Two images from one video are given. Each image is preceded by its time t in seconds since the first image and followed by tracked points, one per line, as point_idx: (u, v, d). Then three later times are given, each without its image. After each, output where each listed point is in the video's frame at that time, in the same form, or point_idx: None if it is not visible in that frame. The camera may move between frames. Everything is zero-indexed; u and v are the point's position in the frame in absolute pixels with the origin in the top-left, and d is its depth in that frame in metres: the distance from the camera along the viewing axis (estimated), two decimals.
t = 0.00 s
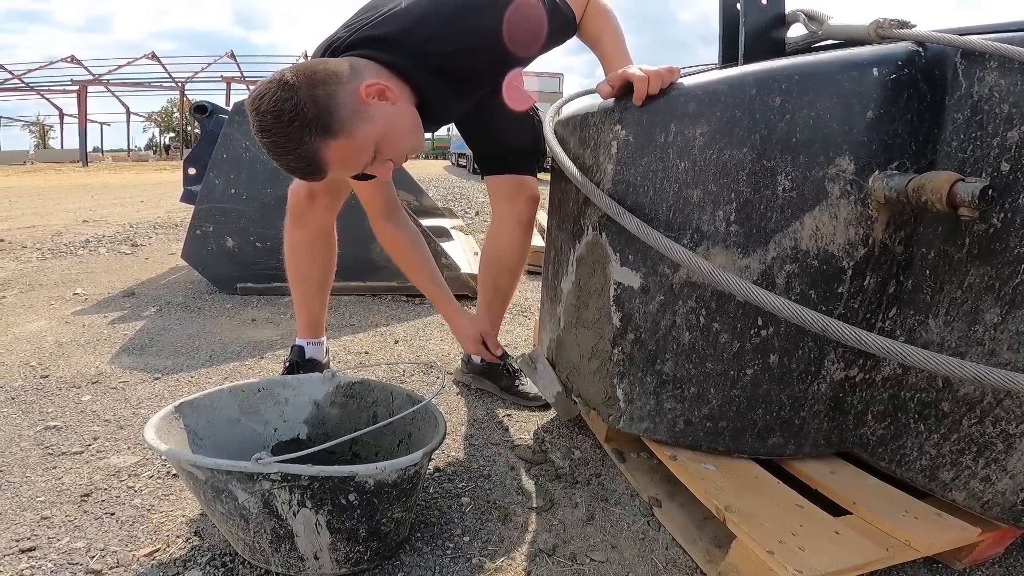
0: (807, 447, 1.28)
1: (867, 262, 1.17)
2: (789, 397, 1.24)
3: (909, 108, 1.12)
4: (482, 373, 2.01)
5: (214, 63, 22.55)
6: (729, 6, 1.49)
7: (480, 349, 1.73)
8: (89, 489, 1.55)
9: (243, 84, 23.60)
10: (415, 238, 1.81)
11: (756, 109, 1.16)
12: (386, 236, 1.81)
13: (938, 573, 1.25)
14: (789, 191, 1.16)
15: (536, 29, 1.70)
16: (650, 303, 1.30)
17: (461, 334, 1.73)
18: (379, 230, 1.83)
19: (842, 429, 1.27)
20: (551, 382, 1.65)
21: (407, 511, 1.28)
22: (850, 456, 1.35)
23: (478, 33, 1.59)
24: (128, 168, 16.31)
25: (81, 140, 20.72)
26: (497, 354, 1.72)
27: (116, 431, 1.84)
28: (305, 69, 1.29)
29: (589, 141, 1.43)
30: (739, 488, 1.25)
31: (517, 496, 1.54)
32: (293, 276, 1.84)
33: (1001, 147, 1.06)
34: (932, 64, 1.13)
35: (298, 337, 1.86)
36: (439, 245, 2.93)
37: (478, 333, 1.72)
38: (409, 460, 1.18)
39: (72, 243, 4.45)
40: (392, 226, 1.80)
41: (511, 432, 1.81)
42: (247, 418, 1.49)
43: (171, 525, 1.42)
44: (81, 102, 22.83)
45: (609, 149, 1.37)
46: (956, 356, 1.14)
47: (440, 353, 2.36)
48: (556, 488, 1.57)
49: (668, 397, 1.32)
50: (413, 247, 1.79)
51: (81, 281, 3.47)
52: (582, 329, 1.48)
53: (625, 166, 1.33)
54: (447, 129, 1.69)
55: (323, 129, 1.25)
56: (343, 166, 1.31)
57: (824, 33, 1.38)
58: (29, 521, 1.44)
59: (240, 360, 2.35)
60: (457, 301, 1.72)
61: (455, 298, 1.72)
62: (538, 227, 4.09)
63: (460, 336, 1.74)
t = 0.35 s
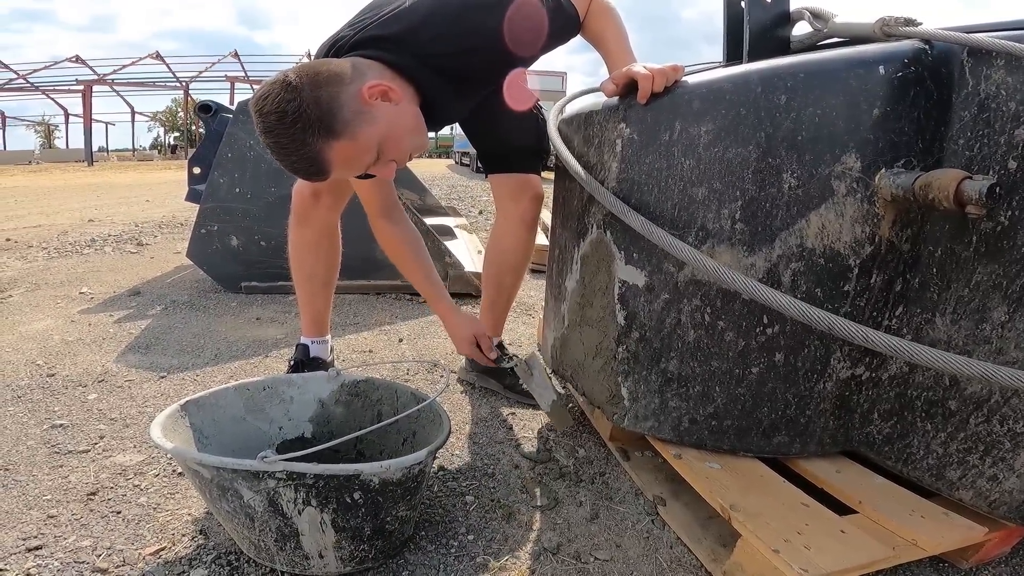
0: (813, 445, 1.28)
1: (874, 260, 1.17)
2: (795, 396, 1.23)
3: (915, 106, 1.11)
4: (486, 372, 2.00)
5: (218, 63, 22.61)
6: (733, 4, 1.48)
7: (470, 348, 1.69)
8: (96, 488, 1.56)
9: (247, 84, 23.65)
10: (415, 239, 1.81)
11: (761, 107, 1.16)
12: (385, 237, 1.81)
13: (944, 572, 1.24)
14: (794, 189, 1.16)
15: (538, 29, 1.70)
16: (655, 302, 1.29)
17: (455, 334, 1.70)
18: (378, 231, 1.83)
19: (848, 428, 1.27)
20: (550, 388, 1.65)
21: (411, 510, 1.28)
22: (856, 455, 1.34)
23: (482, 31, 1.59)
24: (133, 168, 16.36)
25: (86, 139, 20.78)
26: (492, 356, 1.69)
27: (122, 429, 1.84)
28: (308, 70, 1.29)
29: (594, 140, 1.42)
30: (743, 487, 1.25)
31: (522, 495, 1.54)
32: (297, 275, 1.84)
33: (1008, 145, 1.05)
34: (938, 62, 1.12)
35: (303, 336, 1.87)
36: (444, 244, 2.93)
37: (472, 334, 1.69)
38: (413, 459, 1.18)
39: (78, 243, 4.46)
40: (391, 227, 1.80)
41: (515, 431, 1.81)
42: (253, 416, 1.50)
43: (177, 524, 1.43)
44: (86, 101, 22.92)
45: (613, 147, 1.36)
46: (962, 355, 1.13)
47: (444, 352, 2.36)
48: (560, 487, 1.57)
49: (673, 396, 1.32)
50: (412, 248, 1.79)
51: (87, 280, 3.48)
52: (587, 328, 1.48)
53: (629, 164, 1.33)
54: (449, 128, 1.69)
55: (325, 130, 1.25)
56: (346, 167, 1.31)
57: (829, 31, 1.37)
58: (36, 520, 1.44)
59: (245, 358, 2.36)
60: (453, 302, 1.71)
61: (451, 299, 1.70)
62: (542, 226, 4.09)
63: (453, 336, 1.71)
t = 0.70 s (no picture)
0: (814, 445, 1.27)
1: (877, 260, 1.16)
2: (797, 395, 1.23)
3: (918, 106, 1.11)
4: (488, 372, 1.99)
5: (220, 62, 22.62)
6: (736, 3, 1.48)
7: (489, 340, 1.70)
8: (96, 486, 1.56)
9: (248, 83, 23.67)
10: (423, 236, 1.81)
11: (764, 106, 1.16)
12: (394, 234, 1.81)
13: (946, 572, 1.24)
14: (797, 188, 1.15)
15: (539, 29, 1.70)
16: (657, 301, 1.29)
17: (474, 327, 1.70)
18: (386, 229, 1.82)
19: (850, 428, 1.27)
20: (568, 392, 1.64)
21: (412, 509, 1.28)
22: (858, 455, 1.34)
23: (484, 29, 1.58)
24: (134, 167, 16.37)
25: (87, 138, 20.79)
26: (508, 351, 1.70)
27: (122, 428, 1.84)
28: (308, 64, 1.29)
29: (596, 138, 1.42)
30: (745, 487, 1.25)
31: (522, 494, 1.53)
32: (299, 272, 1.84)
33: (1012, 144, 1.05)
34: (942, 61, 1.12)
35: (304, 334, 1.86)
36: (445, 242, 2.93)
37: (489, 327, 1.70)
38: (414, 458, 1.17)
39: (78, 241, 4.46)
40: (401, 223, 1.80)
41: (515, 430, 1.81)
42: (253, 414, 1.49)
43: (177, 522, 1.43)
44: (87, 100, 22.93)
45: (615, 146, 1.36)
46: (965, 354, 1.13)
47: (445, 351, 2.36)
48: (561, 486, 1.57)
49: (674, 395, 1.32)
50: (421, 243, 1.79)
51: (88, 279, 3.49)
52: (588, 327, 1.47)
53: (631, 162, 1.32)
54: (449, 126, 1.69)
55: (324, 124, 1.25)
56: (346, 162, 1.30)
57: (832, 30, 1.37)
58: (36, 518, 1.44)
59: (246, 357, 2.36)
60: (468, 295, 1.70)
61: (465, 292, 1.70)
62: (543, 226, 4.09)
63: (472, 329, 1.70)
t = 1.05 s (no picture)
0: (817, 447, 1.27)
1: (881, 262, 1.16)
2: (800, 396, 1.23)
3: (922, 108, 1.11)
4: (490, 373, 2.00)
5: (222, 62, 22.66)
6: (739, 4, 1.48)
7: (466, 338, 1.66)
8: (99, 487, 1.56)
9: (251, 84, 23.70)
10: (409, 236, 1.81)
11: (767, 108, 1.15)
12: (379, 233, 1.81)
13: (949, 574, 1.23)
14: (801, 190, 1.15)
15: (539, 29, 1.69)
16: (659, 302, 1.29)
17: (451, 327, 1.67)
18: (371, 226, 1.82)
19: (853, 430, 1.26)
20: (541, 368, 1.75)
21: (414, 510, 1.28)
22: (861, 457, 1.34)
23: (488, 30, 1.58)
24: (137, 167, 16.41)
25: (90, 138, 20.82)
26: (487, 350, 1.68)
27: (125, 428, 1.84)
28: (315, 62, 1.30)
29: (598, 140, 1.42)
30: (748, 488, 1.24)
31: (525, 495, 1.53)
32: (303, 272, 1.84)
33: (1016, 145, 1.05)
34: (946, 63, 1.12)
35: (307, 334, 1.86)
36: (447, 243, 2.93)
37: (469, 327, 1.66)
38: (417, 459, 1.17)
39: (81, 242, 4.47)
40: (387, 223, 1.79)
41: (518, 431, 1.81)
42: (256, 415, 1.50)
43: (179, 523, 1.43)
44: (90, 101, 22.99)
45: (618, 147, 1.36)
46: (969, 357, 1.12)
47: (448, 352, 2.36)
48: (563, 487, 1.57)
49: (677, 397, 1.31)
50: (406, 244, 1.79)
51: (91, 279, 3.49)
52: (591, 328, 1.47)
53: (634, 164, 1.32)
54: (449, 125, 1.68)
55: (329, 121, 1.25)
56: (351, 160, 1.31)
57: (836, 31, 1.37)
58: (39, 518, 1.44)
59: (248, 357, 2.36)
60: (448, 298, 1.69)
61: (446, 294, 1.69)
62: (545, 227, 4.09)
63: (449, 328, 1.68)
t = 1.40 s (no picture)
0: (804, 448, 1.29)
1: (867, 264, 1.18)
2: (787, 397, 1.24)
3: (908, 111, 1.12)
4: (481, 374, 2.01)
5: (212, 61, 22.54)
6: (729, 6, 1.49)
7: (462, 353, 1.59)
8: (84, 488, 1.55)
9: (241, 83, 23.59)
10: (402, 242, 1.78)
11: (756, 110, 1.17)
12: (373, 239, 1.78)
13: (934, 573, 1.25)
14: (789, 192, 1.16)
15: (536, 29, 1.70)
16: (649, 304, 1.30)
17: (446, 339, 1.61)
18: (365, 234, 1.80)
19: (840, 430, 1.28)
20: (530, 399, 1.70)
21: (404, 511, 1.28)
22: (847, 457, 1.35)
23: (479, 32, 1.58)
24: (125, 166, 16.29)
25: (78, 137, 20.65)
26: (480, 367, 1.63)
27: (112, 429, 1.83)
28: (308, 61, 1.29)
29: (589, 142, 1.43)
30: (736, 489, 1.25)
31: (515, 496, 1.54)
32: (291, 273, 1.84)
33: (1000, 149, 1.06)
34: (932, 66, 1.13)
35: (296, 336, 1.86)
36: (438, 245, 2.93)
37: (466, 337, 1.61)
38: (407, 460, 1.17)
39: (67, 241, 4.43)
40: (381, 228, 1.77)
41: (508, 432, 1.81)
42: (245, 416, 1.49)
43: (167, 524, 1.42)
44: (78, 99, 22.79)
45: (609, 149, 1.37)
46: (953, 358, 1.14)
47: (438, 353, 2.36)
48: (553, 488, 1.57)
49: (666, 398, 1.32)
50: (400, 251, 1.75)
51: (77, 279, 3.46)
52: (581, 329, 1.48)
53: (625, 166, 1.33)
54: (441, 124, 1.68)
55: (323, 121, 1.25)
56: (344, 159, 1.30)
57: (824, 34, 1.38)
58: (24, 520, 1.43)
59: (237, 358, 2.35)
60: (443, 304, 1.64)
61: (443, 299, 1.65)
62: (536, 228, 4.09)
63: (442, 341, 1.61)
